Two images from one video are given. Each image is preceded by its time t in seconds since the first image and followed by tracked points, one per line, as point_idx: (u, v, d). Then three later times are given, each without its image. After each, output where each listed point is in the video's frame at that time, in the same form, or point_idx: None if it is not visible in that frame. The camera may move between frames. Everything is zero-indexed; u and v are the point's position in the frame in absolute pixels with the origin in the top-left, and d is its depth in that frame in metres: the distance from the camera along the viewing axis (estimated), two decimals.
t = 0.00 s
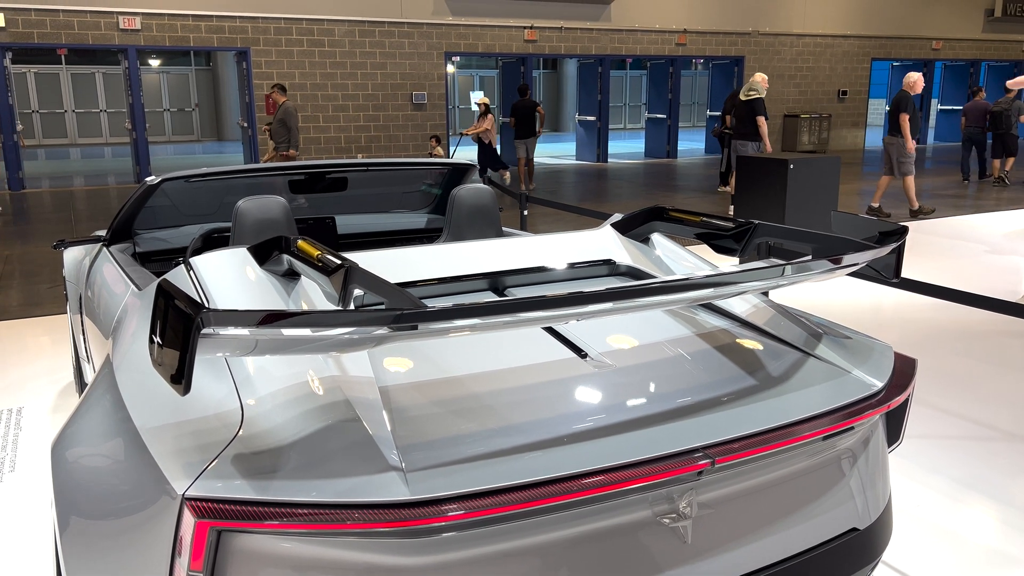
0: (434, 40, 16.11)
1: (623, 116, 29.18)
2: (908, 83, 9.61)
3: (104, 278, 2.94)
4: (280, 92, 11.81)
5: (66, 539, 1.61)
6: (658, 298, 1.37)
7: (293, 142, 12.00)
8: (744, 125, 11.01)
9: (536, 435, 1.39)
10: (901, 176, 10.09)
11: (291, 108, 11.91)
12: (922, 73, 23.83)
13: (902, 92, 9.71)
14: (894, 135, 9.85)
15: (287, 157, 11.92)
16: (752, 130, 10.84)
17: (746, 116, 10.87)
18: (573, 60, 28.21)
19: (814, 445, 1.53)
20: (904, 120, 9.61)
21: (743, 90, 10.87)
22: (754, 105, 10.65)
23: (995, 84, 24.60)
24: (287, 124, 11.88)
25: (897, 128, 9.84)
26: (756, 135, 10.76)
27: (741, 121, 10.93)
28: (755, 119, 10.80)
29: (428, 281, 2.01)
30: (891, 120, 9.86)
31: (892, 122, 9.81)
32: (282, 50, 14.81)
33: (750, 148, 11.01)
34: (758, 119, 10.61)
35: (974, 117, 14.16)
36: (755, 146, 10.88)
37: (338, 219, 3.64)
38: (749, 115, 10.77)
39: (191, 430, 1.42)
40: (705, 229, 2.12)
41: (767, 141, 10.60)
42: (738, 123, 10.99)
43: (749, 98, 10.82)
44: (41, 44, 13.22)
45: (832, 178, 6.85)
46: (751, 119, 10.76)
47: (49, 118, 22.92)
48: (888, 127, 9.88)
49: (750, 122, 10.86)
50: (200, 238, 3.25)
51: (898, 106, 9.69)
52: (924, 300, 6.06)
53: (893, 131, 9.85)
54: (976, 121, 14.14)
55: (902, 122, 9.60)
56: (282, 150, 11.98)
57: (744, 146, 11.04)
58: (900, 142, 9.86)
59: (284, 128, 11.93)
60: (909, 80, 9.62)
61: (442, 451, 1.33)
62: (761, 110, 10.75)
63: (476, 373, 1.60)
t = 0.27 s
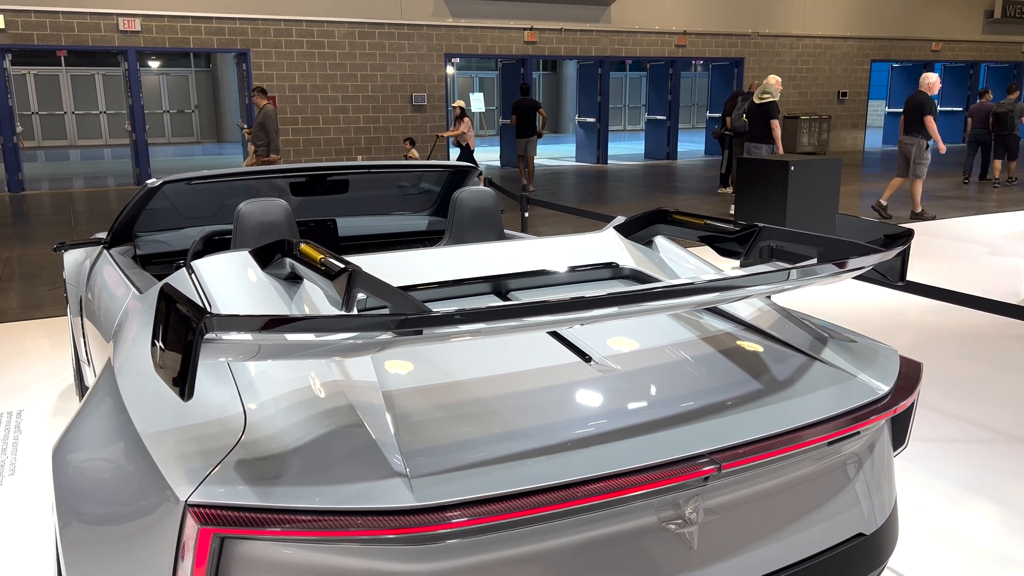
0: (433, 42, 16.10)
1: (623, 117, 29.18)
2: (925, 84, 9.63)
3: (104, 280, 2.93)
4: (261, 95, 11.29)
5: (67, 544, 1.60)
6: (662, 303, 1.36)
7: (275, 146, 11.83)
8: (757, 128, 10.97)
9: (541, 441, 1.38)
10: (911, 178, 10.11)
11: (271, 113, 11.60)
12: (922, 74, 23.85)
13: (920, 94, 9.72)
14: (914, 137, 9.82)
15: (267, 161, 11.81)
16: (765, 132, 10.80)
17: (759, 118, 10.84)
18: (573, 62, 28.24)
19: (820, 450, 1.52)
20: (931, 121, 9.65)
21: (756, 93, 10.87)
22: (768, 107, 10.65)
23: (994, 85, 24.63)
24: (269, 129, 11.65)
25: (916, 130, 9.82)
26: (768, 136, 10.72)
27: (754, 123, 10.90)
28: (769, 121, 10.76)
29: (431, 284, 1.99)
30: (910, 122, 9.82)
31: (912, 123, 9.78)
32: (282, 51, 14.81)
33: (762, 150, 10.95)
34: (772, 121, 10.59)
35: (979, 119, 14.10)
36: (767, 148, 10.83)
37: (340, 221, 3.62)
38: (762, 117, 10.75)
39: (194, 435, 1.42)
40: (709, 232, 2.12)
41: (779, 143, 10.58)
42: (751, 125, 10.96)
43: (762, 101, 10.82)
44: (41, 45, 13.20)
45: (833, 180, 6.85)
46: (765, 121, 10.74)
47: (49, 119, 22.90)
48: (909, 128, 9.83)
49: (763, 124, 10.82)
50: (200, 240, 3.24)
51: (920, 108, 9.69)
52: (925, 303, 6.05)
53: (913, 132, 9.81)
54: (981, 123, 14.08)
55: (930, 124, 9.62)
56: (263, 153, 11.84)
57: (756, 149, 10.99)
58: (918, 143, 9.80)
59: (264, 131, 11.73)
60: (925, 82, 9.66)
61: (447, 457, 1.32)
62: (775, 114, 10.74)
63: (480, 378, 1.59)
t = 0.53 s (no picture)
0: (434, 43, 16.09)
1: (623, 118, 29.18)
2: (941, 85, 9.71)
3: (107, 284, 2.93)
4: (245, 97, 11.51)
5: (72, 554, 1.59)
6: (670, 313, 1.35)
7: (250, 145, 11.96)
8: (769, 128, 10.97)
9: (548, 452, 1.37)
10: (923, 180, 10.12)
11: (252, 114, 11.70)
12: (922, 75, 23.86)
13: (937, 95, 9.74)
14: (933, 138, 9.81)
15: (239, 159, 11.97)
16: (779, 133, 10.79)
17: (772, 119, 10.82)
18: (573, 63, 28.25)
19: (829, 459, 1.51)
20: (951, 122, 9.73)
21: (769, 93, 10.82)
22: (783, 109, 10.62)
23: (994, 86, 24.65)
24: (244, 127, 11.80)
25: (935, 131, 9.84)
26: (781, 138, 10.74)
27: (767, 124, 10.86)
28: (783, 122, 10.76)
29: (435, 291, 1.98)
30: (930, 123, 9.83)
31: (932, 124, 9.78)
32: (282, 53, 14.82)
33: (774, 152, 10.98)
34: (788, 125, 10.59)
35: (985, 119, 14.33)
36: (780, 149, 10.85)
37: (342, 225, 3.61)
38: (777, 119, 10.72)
39: (201, 445, 1.41)
40: (715, 238, 2.11)
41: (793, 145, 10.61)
42: (763, 125, 10.91)
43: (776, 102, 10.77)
44: (41, 47, 13.17)
45: (834, 183, 6.85)
46: (779, 123, 10.74)
47: (49, 121, 22.89)
48: (928, 129, 9.80)
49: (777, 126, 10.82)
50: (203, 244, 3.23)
51: (940, 108, 9.73)
52: (926, 306, 6.04)
53: (932, 133, 9.79)
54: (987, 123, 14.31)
55: (951, 123, 9.70)
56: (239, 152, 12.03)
57: (767, 150, 10.99)
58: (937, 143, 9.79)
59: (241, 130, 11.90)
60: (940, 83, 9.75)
61: (454, 467, 1.31)
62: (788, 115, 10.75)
63: (487, 387, 1.58)
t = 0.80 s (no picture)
0: (434, 45, 16.08)
1: (623, 119, 29.20)
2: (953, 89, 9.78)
3: (110, 290, 2.92)
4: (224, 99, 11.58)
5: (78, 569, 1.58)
6: (678, 327, 1.35)
7: (230, 150, 11.71)
8: (773, 130, 11.00)
9: (557, 467, 1.36)
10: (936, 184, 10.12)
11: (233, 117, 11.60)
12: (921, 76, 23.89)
13: (950, 99, 9.80)
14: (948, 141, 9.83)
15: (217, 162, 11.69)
16: (783, 135, 10.80)
17: (777, 121, 10.83)
18: (573, 64, 28.25)
19: (838, 474, 1.50)
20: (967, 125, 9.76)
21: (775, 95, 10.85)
22: (788, 110, 10.62)
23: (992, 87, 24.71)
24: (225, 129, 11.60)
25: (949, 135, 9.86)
26: (786, 140, 10.75)
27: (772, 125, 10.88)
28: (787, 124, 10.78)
29: (442, 301, 1.98)
30: (945, 127, 9.85)
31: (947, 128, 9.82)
32: (282, 55, 14.81)
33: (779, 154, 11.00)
34: (793, 126, 10.59)
35: (988, 121, 14.30)
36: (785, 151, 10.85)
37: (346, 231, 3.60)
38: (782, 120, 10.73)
39: (211, 460, 1.40)
40: (723, 247, 2.14)
41: (798, 146, 10.56)
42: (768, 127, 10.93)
43: (781, 103, 10.79)
44: (41, 49, 13.14)
45: (835, 187, 6.86)
46: (784, 125, 10.76)
47: (48, 122, 22.89)
48: (943, 133, 9.82)
49: (781, 128, 10.84)
50: (206, 251, 3.22)
51: (954, 112, 9.79)
52: (928, 310, 6.03)
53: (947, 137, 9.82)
54: (990, 125, 14.28)
55: (966, 127, 9.73)
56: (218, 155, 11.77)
57: (772, 151, 11.01)
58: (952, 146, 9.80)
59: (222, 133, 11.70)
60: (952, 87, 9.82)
61: (464, 484, 1.31)
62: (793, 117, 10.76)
63: (496, 400, 1.58)
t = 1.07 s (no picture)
0: (434, 47, 16.09)
1: (623, 120, 29.23)
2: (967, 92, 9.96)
3: (114, 298, 2.92)
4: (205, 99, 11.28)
5: None
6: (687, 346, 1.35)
7: (218, 154, 11.46)
8: (774, 132, 11.00)
9: (566, 486, 1.36)
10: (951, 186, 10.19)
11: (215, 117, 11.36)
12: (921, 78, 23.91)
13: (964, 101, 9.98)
14: (961, 143, 9.94)
15: (206, 167, 11.50)
16: (784, 137, 10.80)
17: (777, 123, 10.83)
18: (572, 65, 28.27)
19: (846, 490, 1.50)
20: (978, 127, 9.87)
21: (775, 97, 10.85)
22: (788, 112, 10.60)
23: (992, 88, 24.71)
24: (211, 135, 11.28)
25: (963, 137, 9.95)
26: (785, 142, 10.75)
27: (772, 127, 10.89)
28: (786, 126, 10.77)
29: (448, 314, 1.98)
30: (957, 128, 10.00)
31: (959, 130, 9.96)
32: (282, 57, 14.82)
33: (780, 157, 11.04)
34: (791, 127, 10.59)
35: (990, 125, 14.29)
36: (785, 153, 10.86)
37: (349, 238, 3.61)
38: (781, 122, 10.73)
39: (221, 478, 1.41)
40: (729, 260, 2.14)
41: (796, 149, 10.55)
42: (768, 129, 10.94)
43: (782, 105, 10.78)
44: (41, 51, 13.14)
45: (836, 191, 6.87)
46: (783, 126, 10.74)
47: (48, 124, 22.88)
48: (955, 134, 9.98)
49: (781, 129, 10.85)
50: (210, 258, 3.22)
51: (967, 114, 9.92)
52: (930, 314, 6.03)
53: (959, 138, 9.95)
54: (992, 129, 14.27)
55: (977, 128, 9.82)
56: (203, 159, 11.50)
57: (774, 154, 11.02)
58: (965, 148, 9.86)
59: (208, 136, 11.35)
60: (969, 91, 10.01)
61: (474, 504, 1.30)
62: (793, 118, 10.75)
63: (505, 417, 1.58)
